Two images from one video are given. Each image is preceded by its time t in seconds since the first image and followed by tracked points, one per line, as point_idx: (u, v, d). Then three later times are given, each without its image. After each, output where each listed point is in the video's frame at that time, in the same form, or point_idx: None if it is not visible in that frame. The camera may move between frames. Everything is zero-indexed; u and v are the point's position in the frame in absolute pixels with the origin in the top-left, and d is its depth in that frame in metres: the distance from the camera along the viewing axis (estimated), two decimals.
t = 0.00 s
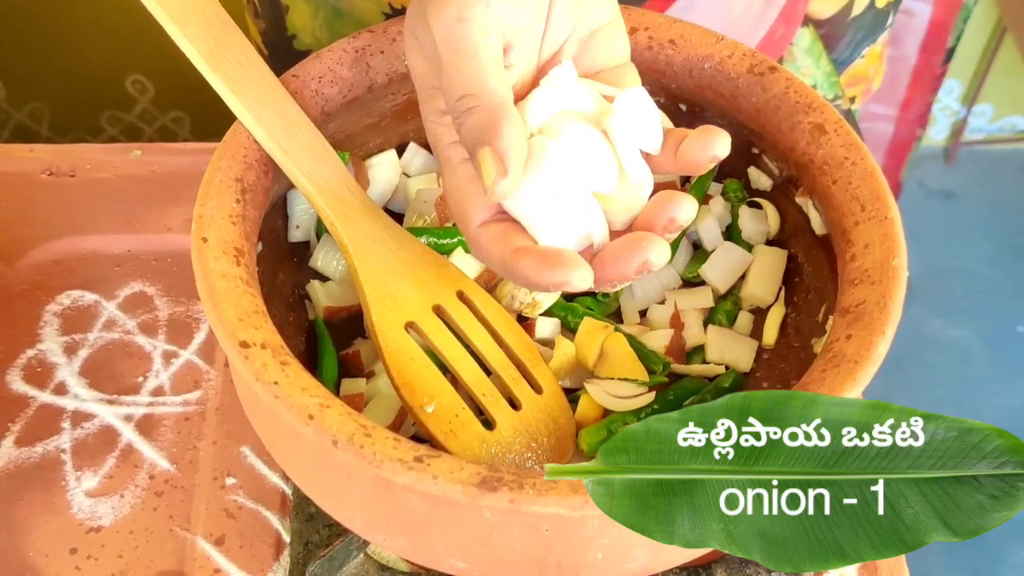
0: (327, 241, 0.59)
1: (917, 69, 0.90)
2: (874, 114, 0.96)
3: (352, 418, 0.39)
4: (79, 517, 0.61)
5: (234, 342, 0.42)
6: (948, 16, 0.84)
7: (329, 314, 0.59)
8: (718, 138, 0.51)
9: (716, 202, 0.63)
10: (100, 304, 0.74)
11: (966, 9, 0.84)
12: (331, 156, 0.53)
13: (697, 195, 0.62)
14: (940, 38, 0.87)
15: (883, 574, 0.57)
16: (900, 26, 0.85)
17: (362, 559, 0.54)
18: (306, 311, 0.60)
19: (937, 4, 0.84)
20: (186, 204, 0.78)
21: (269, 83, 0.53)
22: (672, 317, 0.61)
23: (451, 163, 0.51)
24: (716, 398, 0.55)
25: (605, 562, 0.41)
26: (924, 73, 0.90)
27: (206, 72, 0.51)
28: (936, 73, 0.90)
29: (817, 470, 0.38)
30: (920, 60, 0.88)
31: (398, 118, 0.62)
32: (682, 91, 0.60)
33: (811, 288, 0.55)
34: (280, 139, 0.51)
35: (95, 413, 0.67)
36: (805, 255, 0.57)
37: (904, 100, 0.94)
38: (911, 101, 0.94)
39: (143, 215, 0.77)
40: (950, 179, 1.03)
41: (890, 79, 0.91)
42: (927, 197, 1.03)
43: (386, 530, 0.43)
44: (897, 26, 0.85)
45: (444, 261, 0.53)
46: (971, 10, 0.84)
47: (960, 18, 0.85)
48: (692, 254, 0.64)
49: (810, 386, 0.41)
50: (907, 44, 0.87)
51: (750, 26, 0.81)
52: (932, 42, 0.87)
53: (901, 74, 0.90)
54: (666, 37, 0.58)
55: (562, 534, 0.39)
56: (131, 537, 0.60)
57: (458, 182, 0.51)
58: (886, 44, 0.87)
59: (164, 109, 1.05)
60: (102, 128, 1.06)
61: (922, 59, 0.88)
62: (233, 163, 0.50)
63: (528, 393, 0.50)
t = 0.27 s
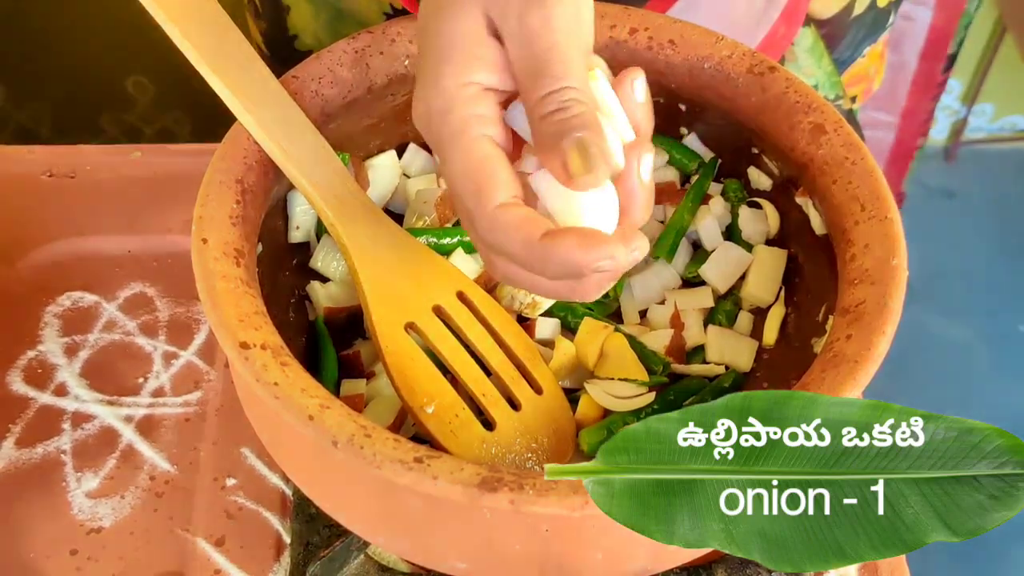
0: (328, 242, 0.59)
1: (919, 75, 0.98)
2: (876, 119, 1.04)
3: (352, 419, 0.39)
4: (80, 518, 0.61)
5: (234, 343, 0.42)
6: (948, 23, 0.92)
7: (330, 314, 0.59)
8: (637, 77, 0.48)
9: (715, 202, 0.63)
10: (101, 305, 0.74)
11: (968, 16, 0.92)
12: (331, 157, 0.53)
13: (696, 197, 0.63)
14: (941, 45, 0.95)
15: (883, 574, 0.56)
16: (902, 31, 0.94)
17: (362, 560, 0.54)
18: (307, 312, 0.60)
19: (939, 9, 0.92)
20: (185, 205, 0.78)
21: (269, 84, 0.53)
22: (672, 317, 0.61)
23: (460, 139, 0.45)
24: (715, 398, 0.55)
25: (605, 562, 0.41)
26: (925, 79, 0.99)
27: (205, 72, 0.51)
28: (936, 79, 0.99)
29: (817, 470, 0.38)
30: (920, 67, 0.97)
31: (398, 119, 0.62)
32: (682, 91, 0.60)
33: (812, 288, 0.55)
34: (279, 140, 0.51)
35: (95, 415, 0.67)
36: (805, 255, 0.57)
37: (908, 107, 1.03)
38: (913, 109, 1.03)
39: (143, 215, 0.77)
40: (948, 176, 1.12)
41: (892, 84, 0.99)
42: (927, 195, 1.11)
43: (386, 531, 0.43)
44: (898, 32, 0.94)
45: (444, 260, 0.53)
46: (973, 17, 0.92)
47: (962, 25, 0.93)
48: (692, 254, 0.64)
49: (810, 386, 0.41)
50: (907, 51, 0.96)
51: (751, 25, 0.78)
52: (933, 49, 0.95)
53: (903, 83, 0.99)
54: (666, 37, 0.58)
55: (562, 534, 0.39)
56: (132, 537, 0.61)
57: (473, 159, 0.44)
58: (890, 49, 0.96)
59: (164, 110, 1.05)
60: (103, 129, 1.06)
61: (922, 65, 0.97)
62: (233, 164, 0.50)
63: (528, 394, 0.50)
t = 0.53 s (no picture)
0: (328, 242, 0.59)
1: (917, 76, 1.00)
2: (874, 122, 1.06)
3: (352, 419, 0.39)
4: (80, 519, 0.61)
5: (234, 343, 0.42)
6: (947, 25, 0.94)
7: (329, 314, 0.58)
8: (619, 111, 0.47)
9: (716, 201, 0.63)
10: (100, 305, 0.74)
11: (964, 18, 0.93)
12: (331, 158, 0.53)
13: (696, 197, 0.63)
14: (938, 48, 0.96)
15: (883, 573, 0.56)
16: (899, 34, 0.95)
17: (362, 560, 0.54)
18: (307, 312, 0.60)
19: (935, 12, 0.93)
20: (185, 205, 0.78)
21: (269, 84, 0.53)
22: (673, 316, 0.61)
23: (543, 168, 0.42)
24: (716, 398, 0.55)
25: (605, 562, 0.41)
26: (923, 80, 1.00)
27: (205, 71, 0.51)
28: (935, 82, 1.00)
29: (817, 470, 0.38)
30: (919, 69, 0.98)
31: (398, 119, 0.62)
32: (681, 91, 0.60)
33: (812, 288, 0.55)
34: (279, 140, 0.51)
35: (95, 415, 0.67)
36: (805, 255, 0.57)
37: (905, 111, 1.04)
38: (910, 112, 1.04)
39: (142, 215, 0.77)
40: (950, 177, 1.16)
41: (889, 87, 1.01)
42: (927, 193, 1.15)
43: (386, 531, 0.43)
44: (898, 33, 0.95)
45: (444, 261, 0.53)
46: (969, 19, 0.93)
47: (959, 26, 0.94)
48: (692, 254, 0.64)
49: (809, 385, 0.41)
50: (906, 53, 0.97)
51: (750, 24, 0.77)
52: (931, 52, 0.97)
53: (901, 84, 1.01)
54: (665, 37, 0.58)
55: (562, 534, 0.39)
56: (132, 538, 0.60)
57: (563, 189, 0.42)
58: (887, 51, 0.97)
59: (164, 110, 1.05)
60: (102, 129, 1.07)
61: (921, 66, 0.98)
62: (233, 164, 0.50)
63: (528, 394, 0.50)
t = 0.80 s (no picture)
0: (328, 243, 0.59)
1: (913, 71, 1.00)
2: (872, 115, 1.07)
3: (352, 420, 0.39)
4: (79, 519, 0.61)
5: (234, 343, 0.42)
6: (943, 20, 0.93)
7: (329, 314, 0.58)
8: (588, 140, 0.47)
9: (715, 201, 0.63)
10: (100, 306, 0.74)
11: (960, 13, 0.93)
12: (331, 159, 0.53)
13: (695, 196, 0.63)
14: (935, 43, 0.96)
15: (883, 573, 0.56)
16: (896, 30, 0.95)
17: (362, 560, 0.54)
18: (306, 312, 0.60)
19: (932, 8, 0.93)
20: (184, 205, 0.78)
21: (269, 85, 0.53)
22: (672, 315, 0.61)
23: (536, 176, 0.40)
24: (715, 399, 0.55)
25: (605, 562, 0.41)
26: (919, 75, 1.00)
27: (205, 72, 0.50)
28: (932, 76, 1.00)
29: (817, 470, 0.38)
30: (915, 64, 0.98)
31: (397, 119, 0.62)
32: (680, 90, 0.60)
33: (811, 287, 0.55)
34: (279, 141, 0.51)
35: (94, 416, 0.67)
36: (805, 254, 0.57)
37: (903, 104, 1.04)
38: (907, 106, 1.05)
39: (142, 216, 0.77)
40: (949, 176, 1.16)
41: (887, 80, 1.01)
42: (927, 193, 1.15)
43: (386, 532, 0.43)
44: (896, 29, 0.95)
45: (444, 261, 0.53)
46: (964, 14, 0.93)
47: (954, 21, 0.94)
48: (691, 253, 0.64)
49: (809, 385, 0.41)
50: (902, 47, 0.97)
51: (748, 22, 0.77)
52: (927, 47, 0.96)
53: (898, 78, 1.01)
54: (665, 37, 0.57)
55: (562, 534, 0.39)
56: (131, 538, 0.60)
57: (557, 199, 0.40)
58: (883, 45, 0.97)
59: (163, 110, 1.05)
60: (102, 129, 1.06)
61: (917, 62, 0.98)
62: (233, 164, 0.50)
63: (527, 395, 0.50)
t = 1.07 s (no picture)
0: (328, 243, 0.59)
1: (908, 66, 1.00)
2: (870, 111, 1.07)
3: (352, 419, 0.39)
4: (79, 519, 0.61)
5: (234, 343, 0.42)
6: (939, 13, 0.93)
7: (329, 314, 0.58)
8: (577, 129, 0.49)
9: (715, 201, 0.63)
10: (100, 306, 0.74)
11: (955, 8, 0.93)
12: (331, 159, 0.53)
13: (695, 197, 0.63)
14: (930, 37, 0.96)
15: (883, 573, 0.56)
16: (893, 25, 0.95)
17: (362, 560, 0.55)
18: (306, 313, 0.60)
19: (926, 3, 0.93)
20: (183, 205, 0.78)
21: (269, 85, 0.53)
22: (672, 316, 0.61)
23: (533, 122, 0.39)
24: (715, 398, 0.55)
25: (606, 562, 0.41)
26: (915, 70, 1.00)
27: (205, 72, 0.51)
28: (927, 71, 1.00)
29: (817, 470, 0.38)
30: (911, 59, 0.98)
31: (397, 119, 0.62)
32: (680, 90, 0.60)
33: (811, 286, 0.55)
34: (279, 141, 0.51)
35: (95, 416, 0.67)
36: (805, 254, 0.57)
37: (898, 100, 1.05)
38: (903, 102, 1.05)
39: (141, 216, 0.77)
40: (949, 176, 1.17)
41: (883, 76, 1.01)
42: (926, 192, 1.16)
43: (386, 532, 0.43)
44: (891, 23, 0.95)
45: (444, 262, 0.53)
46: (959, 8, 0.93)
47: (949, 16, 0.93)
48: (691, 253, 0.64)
49: (808, 385, 0.41)
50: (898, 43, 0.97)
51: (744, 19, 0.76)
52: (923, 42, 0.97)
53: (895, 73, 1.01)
54: (664, 37, 0.58)
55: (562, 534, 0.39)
56: (132, 538, 0.61)
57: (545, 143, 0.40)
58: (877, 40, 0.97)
59: (163, 110, 1.05)
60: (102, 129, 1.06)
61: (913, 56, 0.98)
62: (233, 164, 0.50)
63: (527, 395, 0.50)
